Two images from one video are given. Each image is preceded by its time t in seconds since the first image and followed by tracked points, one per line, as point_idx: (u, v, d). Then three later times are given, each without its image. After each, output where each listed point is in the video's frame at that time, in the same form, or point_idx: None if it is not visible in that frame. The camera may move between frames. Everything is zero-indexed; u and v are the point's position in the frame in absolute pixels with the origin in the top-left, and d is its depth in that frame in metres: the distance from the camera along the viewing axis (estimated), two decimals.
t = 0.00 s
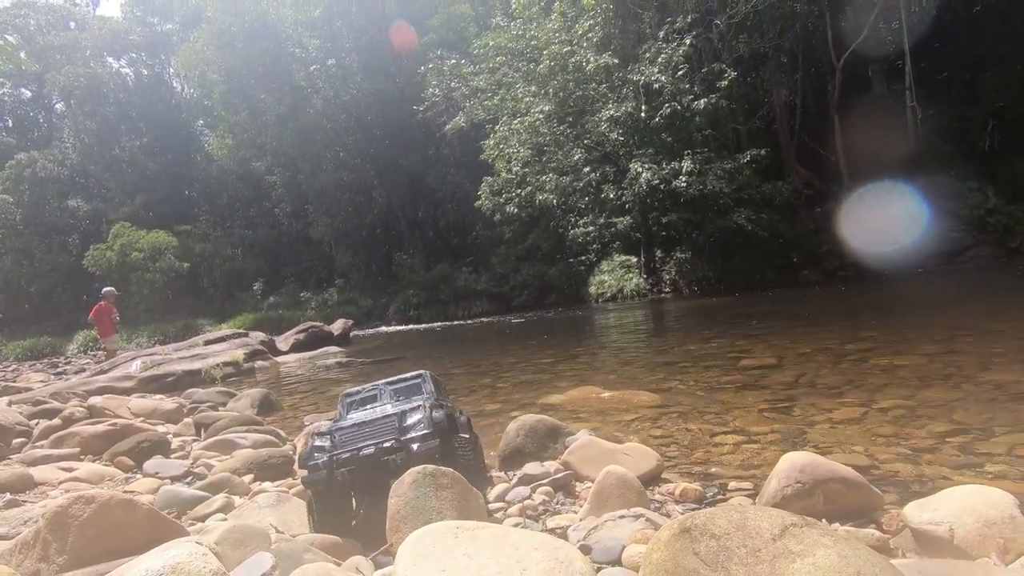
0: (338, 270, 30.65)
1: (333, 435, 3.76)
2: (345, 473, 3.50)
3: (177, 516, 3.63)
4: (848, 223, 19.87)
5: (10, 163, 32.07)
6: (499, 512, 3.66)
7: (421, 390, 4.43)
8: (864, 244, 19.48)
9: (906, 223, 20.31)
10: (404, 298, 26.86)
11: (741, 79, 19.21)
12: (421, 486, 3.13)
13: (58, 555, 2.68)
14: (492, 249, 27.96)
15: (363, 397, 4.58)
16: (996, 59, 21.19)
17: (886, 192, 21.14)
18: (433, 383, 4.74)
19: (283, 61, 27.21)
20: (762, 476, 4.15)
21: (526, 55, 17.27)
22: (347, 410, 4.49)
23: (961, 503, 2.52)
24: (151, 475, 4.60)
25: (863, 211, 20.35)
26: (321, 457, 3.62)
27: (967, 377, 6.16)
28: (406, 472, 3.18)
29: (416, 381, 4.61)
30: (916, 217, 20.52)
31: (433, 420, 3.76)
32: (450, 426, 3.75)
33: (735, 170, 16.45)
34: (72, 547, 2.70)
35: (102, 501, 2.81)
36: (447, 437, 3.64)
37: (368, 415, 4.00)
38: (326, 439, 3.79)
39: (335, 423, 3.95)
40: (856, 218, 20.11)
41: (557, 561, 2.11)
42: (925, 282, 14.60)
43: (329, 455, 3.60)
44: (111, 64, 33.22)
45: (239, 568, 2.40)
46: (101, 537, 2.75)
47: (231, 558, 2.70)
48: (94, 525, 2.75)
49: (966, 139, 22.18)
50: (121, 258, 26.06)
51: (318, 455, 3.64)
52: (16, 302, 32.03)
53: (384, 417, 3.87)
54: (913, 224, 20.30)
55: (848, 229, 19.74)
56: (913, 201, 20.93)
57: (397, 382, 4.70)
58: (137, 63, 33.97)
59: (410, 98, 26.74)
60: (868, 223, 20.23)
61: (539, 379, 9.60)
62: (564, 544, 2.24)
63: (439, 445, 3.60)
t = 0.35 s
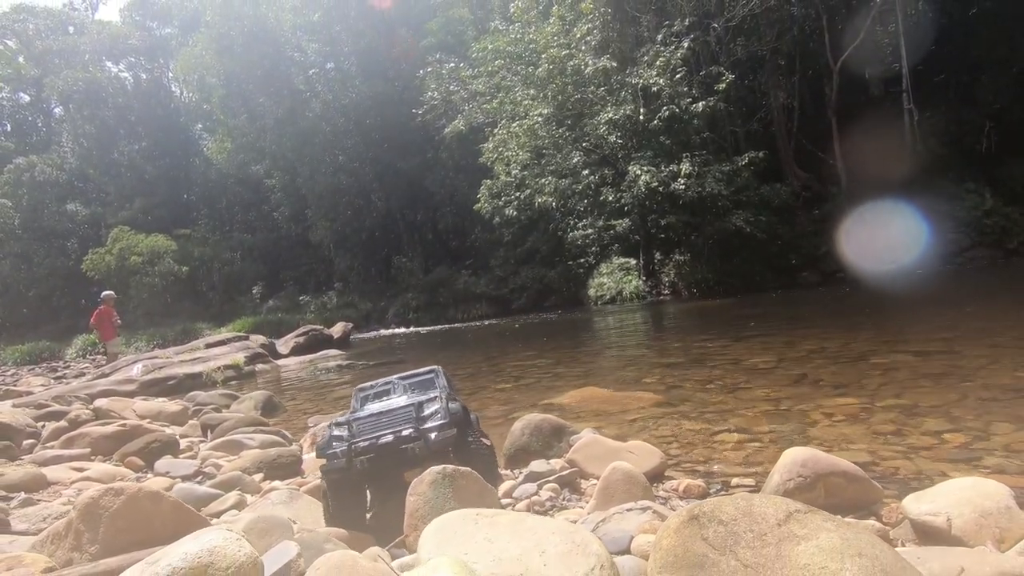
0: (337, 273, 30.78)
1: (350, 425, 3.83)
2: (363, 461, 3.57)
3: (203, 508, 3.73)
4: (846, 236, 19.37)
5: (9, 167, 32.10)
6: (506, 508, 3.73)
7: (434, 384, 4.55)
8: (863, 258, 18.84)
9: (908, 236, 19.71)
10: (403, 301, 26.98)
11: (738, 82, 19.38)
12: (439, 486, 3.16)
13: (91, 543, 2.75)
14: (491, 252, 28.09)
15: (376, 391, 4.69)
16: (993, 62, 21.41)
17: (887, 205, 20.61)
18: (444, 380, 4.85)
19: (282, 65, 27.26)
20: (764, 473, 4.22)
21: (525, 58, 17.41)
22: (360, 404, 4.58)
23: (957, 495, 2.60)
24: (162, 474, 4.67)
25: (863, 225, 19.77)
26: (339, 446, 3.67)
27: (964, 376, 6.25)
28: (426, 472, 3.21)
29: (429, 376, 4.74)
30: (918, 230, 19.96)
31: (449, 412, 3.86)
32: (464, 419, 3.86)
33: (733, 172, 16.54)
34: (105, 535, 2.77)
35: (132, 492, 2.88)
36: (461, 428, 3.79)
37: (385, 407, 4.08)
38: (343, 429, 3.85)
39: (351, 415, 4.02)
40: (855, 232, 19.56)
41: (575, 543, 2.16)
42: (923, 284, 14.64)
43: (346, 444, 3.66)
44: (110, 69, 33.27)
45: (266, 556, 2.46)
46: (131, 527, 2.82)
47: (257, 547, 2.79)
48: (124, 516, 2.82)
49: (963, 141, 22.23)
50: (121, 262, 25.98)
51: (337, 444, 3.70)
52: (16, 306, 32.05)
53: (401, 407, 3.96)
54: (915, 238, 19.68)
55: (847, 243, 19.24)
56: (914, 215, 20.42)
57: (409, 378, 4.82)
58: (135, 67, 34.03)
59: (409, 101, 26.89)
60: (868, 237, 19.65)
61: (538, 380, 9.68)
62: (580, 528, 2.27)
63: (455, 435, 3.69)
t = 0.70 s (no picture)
0: (337, 273, 30.89)
1: (362, 417, 3.93)
2: (379, 450, 3.66)
3: (225, 502, 3.79)
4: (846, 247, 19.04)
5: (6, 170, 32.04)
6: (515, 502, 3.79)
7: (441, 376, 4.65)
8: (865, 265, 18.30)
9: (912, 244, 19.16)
10: (402, 302, 27.06)
11: (735, 81, 19.46)
12: (461, 479, 3.23)
13: (119, 535, 2.81)
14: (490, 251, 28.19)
15: (383, 385, 4.78)
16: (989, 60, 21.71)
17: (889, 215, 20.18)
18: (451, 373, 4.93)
19: (279, 66, 27.23)
20: (767, 467, 4.29)
21: (522, 58, 17.51)
22: (368, 398, 4.67)
23: (957, 486, 2.67)
24: (172, 473, 4.73)
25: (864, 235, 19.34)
26: (354, 437, 3.77)
27: (962, 371, 6.34)
28: (449, 463, 3.27)
29: (435, 369, 4.80)
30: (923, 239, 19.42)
31: (459, 400, 3.98)
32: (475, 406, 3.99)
33: (731, 171, 16.59)
34: (132, 527, 2.84)
35: (157, 486, 2.94)
36: (472, 415, 3.90)
37: (395, 398, 4.18)
38: (355, 421, 3.95)
39: (363, 407, 4.12)
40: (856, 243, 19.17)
41: (590, 528, 2.22)
42: (920, 282, 14.67)
43: (360, 435, 3.76)
44: (107, 71, 33.25)
45: (290, 545, 2.56)
46: (156, 520, 2.88)
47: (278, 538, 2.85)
48: (149, 508, 2.88)
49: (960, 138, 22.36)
50: (119, 264, 25.91)
51: (351, 435, 3.79)
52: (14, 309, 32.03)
53: (412, 398, 4.06)
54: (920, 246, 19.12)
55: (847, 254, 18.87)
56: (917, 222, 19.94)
57: (415, 371, 4.92)
58: (133, 69, 34.03)
59: (407, 102, 26.97)
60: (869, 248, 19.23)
61: (539, 380, 9.73)
62: (595, 516, 2.34)
63: (466, 422, 3.81)
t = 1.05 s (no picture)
0: (335, 273, 30.90)
1: (355, 405, 3.94)
2: (371, 438, 3.68)
3: (235, 501, 3.78)
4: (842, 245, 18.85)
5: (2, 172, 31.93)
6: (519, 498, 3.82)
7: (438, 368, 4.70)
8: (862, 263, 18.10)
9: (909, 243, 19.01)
10: (401, 300, 27.10)
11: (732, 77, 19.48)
12: (476, 477, 3.29)
13: (134, 534, 2.84)
14: (488, 250, 28.19)
15: (380, 378, 4.85)
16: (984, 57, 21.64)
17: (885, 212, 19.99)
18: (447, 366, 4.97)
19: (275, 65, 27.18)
20: (768, 462, 4.33)
21: (519, 56, 17.54)
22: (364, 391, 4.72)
23: (955, 478, 2.71)
24: (177, 473, 4.75)
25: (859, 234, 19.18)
26: (346, 427, 3.79)
27: (960, 366, 6.38)
28: (462, 461, 3.31)
29: (433, 362, 4.83)
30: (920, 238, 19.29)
31: (451, 390, 4.11)
32: (467, 397, 4.11)
33: (729, 168, 16.60)
34: (147, 525, 2.87)
35: (168, 485, 2.97)
36: (462, 404, 4.03)
37: (388, 388, 4.22)
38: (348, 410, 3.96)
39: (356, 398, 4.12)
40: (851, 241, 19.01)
41: (598, 521, 2.25)
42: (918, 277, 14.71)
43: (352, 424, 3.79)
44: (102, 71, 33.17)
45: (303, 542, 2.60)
46: (168, 519, 2.90)
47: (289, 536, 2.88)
48: (161, 507, 2.91)
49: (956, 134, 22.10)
50: (117, 266, 25.82)
51: (344, 425, 3.82)
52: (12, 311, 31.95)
53: (404, 387, 4.11)
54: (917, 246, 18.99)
55: (843, 252, 18.66)
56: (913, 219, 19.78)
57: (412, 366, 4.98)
58: (129, 69, 33.96)
59: (404, 100, 26.98)
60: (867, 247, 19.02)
61: (539, 377, 9.76)
62: (602, 510, 2.37)
63: (457, 411, 3.92)
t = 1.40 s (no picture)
0: (335, 272, 30.87)
1: (341, 422, 4.12)
2: (352, 457, 3.84)
3: (232, 505, 3.77)
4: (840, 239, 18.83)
5: None
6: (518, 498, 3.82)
7: (430, 384, 4.67)
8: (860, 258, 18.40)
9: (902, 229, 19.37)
10: (401, 299, 27.12)
11: (730, 74, 19.46)
12: (455, 477, 3.33)
13: (130, 539, 2.83)
14: (487, 248, 28.17)
15: (373, 390, 4.87)
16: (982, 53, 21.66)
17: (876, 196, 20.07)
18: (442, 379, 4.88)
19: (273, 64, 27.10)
20: (768, 461, 4.32)
21: (517, 54, 17.53)
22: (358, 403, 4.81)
23: (958, 476, 2.69)
24: (176, 475, 4.75)
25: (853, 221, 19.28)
26: (331, 443, 3.96)
27: (959, 362, 6.37)
28: (442, 463, 3.33)
29: (426, 376, 4.78)
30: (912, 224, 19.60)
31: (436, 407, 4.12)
32: (456, 415, 4.09)
33: (728, 165, 16.62)
34: (143, 529, 2.86)
35: (165, 489, 2.95)
36: (448, 422, 4.00)
37: (377, 403, 4.34)
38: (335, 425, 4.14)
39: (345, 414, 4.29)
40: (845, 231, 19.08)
41: (598, 524, 2.24)
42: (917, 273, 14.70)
43: (338, 441, 3.94)
44: (100, 72, 33.13)
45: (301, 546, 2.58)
46: (164, 522, 2.89)
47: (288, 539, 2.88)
48: (158, 511, 2.89)
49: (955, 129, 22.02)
50: (116, 266, 25.77)
51: (329, 442, 3.98)
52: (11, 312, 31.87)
53: (392, 403, 4.23)
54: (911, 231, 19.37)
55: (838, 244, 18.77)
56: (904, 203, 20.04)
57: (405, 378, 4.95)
58: (126, 69, 33.93)
59: (402, 99, 26.96)
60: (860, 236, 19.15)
61: (539, 376, 9.75)
62: (602, 512, 2.35)
63: (442, 430, 3.93)
